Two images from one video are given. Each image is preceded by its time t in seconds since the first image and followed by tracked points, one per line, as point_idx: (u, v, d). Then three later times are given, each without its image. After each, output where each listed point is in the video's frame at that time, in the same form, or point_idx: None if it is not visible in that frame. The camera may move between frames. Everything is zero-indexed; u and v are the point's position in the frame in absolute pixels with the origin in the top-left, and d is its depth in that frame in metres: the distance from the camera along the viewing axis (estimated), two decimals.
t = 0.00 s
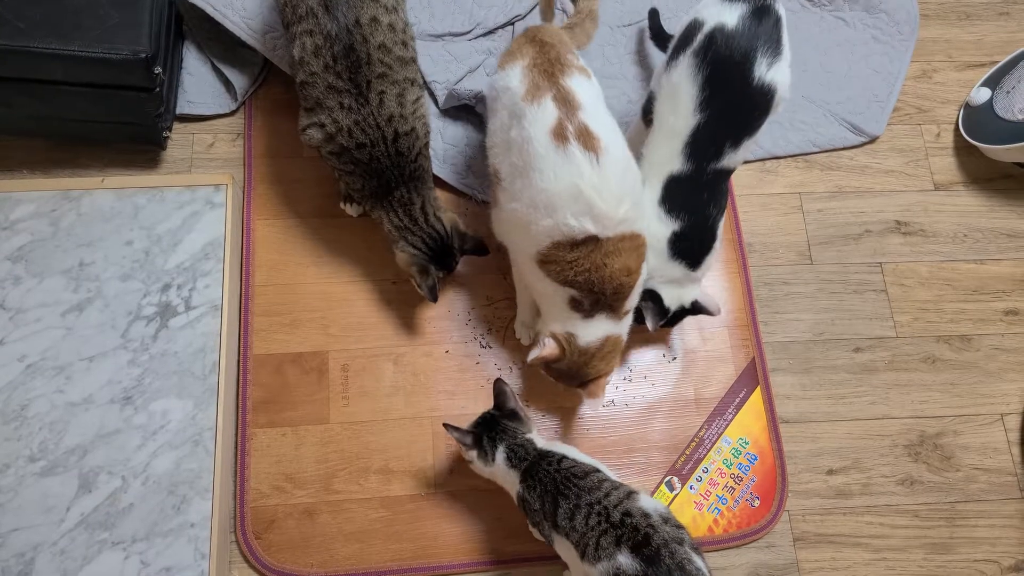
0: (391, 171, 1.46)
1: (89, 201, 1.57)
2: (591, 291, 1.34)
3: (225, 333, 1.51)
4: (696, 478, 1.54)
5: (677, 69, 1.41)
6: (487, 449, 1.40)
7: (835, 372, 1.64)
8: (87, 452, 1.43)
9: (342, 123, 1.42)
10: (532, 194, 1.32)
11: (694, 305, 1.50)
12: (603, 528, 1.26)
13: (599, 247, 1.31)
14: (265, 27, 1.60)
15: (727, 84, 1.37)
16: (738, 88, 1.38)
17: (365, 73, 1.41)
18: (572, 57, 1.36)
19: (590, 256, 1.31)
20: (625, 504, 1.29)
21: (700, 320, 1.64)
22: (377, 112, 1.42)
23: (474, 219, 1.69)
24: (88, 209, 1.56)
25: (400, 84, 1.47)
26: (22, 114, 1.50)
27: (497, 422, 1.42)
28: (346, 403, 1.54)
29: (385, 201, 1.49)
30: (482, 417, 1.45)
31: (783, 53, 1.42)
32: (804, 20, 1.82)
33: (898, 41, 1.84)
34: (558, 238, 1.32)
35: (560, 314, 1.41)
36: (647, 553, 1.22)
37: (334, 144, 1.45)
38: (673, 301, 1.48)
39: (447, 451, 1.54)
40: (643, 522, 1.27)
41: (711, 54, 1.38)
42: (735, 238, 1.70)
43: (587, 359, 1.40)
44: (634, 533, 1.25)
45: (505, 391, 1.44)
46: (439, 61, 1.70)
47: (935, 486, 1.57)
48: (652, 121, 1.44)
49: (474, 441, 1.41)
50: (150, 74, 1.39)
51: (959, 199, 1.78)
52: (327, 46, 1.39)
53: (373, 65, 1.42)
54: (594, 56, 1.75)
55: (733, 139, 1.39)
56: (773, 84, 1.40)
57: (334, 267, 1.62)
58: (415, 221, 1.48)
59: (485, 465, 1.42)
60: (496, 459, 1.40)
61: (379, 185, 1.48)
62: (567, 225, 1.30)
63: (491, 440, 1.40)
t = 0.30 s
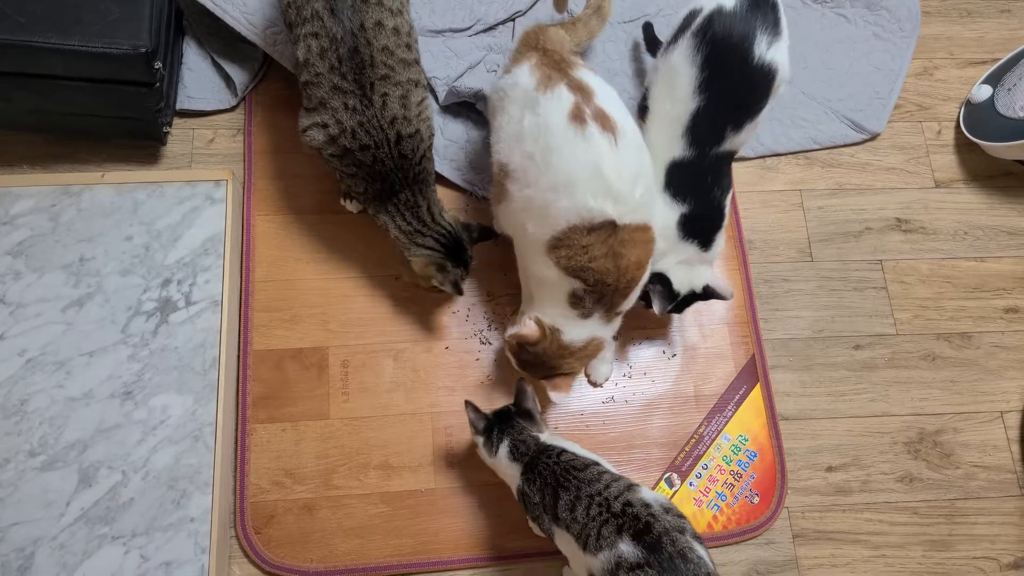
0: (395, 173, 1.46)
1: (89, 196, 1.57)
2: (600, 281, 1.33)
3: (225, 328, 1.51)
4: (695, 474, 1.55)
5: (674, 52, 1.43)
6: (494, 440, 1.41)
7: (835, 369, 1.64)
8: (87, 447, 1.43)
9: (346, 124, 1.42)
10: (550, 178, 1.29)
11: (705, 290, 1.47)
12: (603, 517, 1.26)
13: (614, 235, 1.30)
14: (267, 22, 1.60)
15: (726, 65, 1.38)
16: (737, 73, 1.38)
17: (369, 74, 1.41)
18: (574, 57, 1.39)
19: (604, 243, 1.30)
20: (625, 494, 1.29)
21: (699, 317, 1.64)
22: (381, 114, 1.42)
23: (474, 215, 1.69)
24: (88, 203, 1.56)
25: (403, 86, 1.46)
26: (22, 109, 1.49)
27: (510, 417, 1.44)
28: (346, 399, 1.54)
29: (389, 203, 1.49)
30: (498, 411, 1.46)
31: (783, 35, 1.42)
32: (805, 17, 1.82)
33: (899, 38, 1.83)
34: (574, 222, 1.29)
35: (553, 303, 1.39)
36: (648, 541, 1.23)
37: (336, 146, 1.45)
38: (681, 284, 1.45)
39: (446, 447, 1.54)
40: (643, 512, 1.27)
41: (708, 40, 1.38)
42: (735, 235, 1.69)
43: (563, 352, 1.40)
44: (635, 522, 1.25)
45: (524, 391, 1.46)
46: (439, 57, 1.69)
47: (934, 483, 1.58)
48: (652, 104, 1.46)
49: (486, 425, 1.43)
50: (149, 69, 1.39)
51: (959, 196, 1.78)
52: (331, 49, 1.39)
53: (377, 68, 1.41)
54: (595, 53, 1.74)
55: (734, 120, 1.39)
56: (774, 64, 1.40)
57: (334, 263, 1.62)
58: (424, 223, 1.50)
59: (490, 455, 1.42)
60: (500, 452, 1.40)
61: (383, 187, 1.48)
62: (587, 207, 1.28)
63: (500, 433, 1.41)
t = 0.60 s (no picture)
0: (401, 175, 1.46)
1: (91, 195, 1.57)
2: (579, 272, 1.32)
3: (226, 328, 1.51)
4: (695, 475, 1.55)
5: (680, 82, 1.41)
6: (501, 441, 1.42)
7: (835, 370, 1.64)
8: (87, 446, 1.43)
9: (351, 128, 1.42)
10: (555, 160, 1.30)
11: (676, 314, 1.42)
12: (607, 517, 1.26)
13: (606, 231, 1.30)
14: (269, 22, 1.59)
15: (735, 87, 1.37)
16: (746, 93, 1.37)
17: (374, 77, 1.41)
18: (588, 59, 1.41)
19: (595, 234, 1.30)
20: (628, 494, 1.30)
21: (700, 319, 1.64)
22: (387, 117, 1.42)
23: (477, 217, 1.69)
24: (89, 202, 1.57)
25: (408, 88, 1.46)
26: (24, 108, 1.50)
27: (518, 420, 1.43)
28: (347, 399, 1.54)
29: (397, 204, 1.49)
30: (506, 410, 1.46)
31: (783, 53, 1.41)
32: (806, 18, 1.82)
33: (900, 39, 1.83)
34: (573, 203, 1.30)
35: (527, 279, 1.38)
36: (652, 539, 1.22)
37: (342, 150, 1.45)
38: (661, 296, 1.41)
39: (446, 447, 1.54)
40: (646, 511, 1.27)
41: (714, 61, 1.37)
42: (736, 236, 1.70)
43: (512, 321, 1.39)
44: (638, 521, 1.25)
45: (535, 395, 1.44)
46: (440, 57, 1.70)
47: (934, 485, 1.58)
48: (662, 137, 1.44)
49: (492, 426, 1.43)
50: (151, 68, 1.39)
51: (960, 198, 1.78)
52: (337, 52, 1.39)
53: (382, 71, 1.42)
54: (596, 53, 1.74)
55: (749, 138, 1.38)
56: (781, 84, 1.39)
57: (335, 263, 1.63)
58: (432, 224, 1.48)
59: (497, 456, 1.43)
60: (506, 454, 1.41)
61: (389, 189, 1.48)
62: (589, 189, 1.29)
63: (507, 435, 1.41)
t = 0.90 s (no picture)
0: (402, 171, 1.46)
1: (92, 192, 1.57)
2: (575, 257, 1.31)
3: (227, 326, 1.51)
4: (695, 477, 1.54)
5: (691, 98, 1.40)
6: (505, 439, 1.42)
7: (836, 373, 1.64)
8: (87, 443, 1.43)
9: (353, 124, 1.42)
10: (559, 145, 1.30)
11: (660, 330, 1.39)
12: (607, 518, 1.26)
13: (608, 218, 1.29)
14: (272, 19, 1.58)
15: (744, 104, 1.36)
16: (756, 111, 1.36)
17: (376, 73, 1.41)
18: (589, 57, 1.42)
19: (597, 221, 1.29)
20: (629, 496, 1.29)
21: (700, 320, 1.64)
22: (387, 112, 1.42)
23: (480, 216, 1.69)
24: (91, 199, 1.56)
25: (410, 84, 1.46)
26: (25, 105, 1.49)
27: (523, 419, 1.43)
28: (347, 398, 1.54)
29: (397, 201, 1.49)
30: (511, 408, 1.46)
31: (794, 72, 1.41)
32: (810, 20, 1.81)
33: (904, 42, 1.83)
34: (577, 188, 1.29)
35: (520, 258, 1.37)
36: (653, 542, 1.22)
37: (344, 146, 1.45)
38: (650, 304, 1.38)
39: (447, 446, 1.54)
40: (647, 513, 1.26)
41: (727, 77, 1.37)
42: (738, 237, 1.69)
43: (499, 294, 1.38)
44: (639, 523, 1.24)
45: (540, 393, 1.45)
46: (442, 56, 1.69)
47: (935, 489, 1.57)
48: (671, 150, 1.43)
49: (497, 424, 1.43)
50: (153, 65, 1.39)
51: (963, 201, 1.78)
52: (338, 46, 1.39)
53: (384, 66, 1.42)
54: (599, 53, 1.73)
55: (757, 156, 1.37)
56: (790, 103, 1.39)
57: (336, 261, 1.62)
58: (429, 220, 1.48)
59: (500, 454, 1.43)
60: (509, 452, 1.41)
61: (389, 185, 1.48)
62: (591, 173, 1.28)
63: (511, 433, 1.41)
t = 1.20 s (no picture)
0: (395, 170, 1.46)
1: (93, 191, 1.57)
2: (572, 253, 1.30)
3: (227, 325, 1.51)
4: (696, 477, 1.54)
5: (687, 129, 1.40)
6: (515, 424, 1.43)
7: (837, 374, 1.64)
8: (87, 442, 1.43)
9: (346, 121, 1.42)
10: (558, 140, 1.30)
11: (620, 357, 1.38)
12: (606, 512, 1.26)
13: (604, 215, 1.29)
14: (272, 18, 1.59)
15: (735, 137, 1.35)
16: (746, 143, 1.34)
17: (370, 70, 1.41)
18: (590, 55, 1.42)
19: (595, 217, 1.29)
20: (630, 493, 1.29)
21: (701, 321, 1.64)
22: (381, 110, 1.42)
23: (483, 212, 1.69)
24: (92, 198, 1.56)
25: (405, 82, 1.46)
26: (26, 103, 1.49)
27: (533, 404, 1.44)
28: (347, 397, 1.54)
29: (388, 199, 1.49)
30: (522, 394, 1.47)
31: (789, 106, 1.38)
32: (811, 20, 1.81)
33: (905, 42, 1.83)
34: (575, 184, 1.29)
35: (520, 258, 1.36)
36: (650, 540, 1.22)
37: (338, 143, 1.45)
38: (616, 332, 1.36)
39: (447, 446, 1.54)
40: (646, 511, 1.26)
41: (719, 108, 1.36)
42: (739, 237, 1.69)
43: (500, 298, 1.36)
44: (638, 520, 1.24)
45: (552, 378, 1.45)
46: (443, 56, 1.69)
47: (934, 489, 1.57)
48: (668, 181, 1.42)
49: (508, 409, 1.44)
50: (154, 64, 1.39)
51: (964, 201, 1.78)
52: (333, 42, 1.40)
53: (379, 63, 1.41)
54: (600, 53, 1.73)
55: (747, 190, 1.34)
56: (782, 137, 1.36)
57: (336, 261, 1.62)
58: (419, 221, 1.47)
59: (508, 437, 1.44)
60: (518, 436, 1.42)
61: (383, 184, 1.47)
62: (589, 169, 1.28)
63: (523, 417, 1.42)
